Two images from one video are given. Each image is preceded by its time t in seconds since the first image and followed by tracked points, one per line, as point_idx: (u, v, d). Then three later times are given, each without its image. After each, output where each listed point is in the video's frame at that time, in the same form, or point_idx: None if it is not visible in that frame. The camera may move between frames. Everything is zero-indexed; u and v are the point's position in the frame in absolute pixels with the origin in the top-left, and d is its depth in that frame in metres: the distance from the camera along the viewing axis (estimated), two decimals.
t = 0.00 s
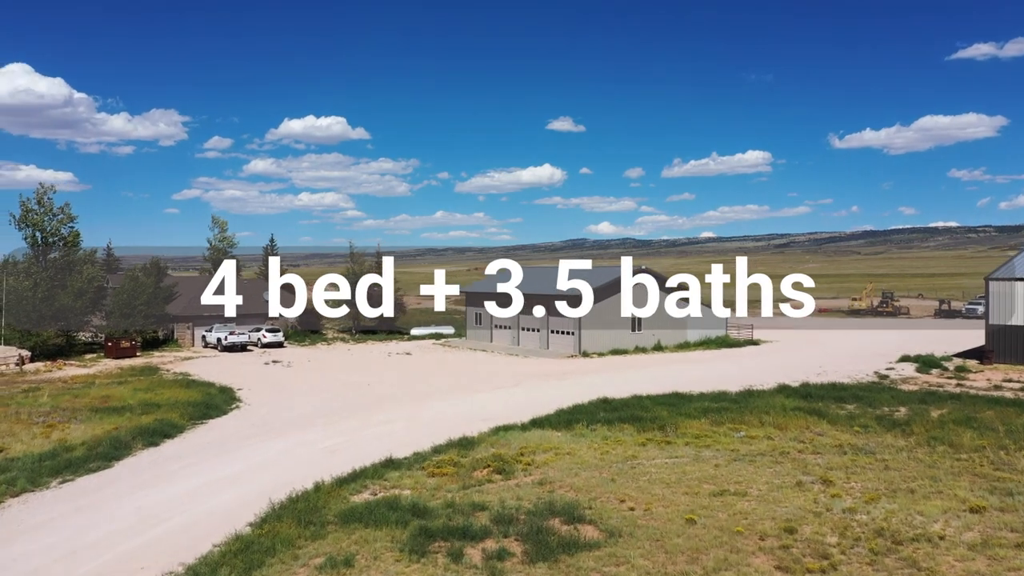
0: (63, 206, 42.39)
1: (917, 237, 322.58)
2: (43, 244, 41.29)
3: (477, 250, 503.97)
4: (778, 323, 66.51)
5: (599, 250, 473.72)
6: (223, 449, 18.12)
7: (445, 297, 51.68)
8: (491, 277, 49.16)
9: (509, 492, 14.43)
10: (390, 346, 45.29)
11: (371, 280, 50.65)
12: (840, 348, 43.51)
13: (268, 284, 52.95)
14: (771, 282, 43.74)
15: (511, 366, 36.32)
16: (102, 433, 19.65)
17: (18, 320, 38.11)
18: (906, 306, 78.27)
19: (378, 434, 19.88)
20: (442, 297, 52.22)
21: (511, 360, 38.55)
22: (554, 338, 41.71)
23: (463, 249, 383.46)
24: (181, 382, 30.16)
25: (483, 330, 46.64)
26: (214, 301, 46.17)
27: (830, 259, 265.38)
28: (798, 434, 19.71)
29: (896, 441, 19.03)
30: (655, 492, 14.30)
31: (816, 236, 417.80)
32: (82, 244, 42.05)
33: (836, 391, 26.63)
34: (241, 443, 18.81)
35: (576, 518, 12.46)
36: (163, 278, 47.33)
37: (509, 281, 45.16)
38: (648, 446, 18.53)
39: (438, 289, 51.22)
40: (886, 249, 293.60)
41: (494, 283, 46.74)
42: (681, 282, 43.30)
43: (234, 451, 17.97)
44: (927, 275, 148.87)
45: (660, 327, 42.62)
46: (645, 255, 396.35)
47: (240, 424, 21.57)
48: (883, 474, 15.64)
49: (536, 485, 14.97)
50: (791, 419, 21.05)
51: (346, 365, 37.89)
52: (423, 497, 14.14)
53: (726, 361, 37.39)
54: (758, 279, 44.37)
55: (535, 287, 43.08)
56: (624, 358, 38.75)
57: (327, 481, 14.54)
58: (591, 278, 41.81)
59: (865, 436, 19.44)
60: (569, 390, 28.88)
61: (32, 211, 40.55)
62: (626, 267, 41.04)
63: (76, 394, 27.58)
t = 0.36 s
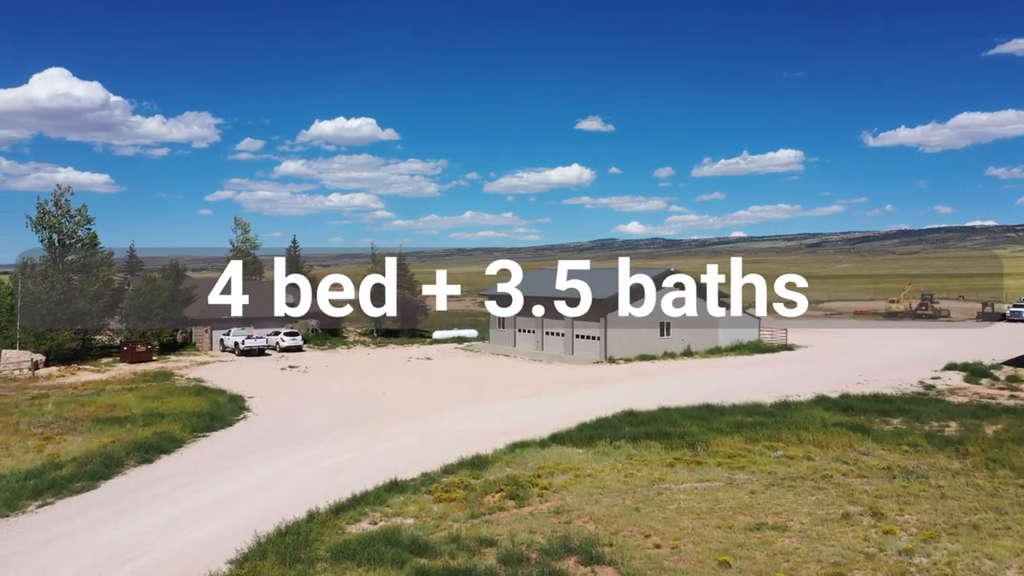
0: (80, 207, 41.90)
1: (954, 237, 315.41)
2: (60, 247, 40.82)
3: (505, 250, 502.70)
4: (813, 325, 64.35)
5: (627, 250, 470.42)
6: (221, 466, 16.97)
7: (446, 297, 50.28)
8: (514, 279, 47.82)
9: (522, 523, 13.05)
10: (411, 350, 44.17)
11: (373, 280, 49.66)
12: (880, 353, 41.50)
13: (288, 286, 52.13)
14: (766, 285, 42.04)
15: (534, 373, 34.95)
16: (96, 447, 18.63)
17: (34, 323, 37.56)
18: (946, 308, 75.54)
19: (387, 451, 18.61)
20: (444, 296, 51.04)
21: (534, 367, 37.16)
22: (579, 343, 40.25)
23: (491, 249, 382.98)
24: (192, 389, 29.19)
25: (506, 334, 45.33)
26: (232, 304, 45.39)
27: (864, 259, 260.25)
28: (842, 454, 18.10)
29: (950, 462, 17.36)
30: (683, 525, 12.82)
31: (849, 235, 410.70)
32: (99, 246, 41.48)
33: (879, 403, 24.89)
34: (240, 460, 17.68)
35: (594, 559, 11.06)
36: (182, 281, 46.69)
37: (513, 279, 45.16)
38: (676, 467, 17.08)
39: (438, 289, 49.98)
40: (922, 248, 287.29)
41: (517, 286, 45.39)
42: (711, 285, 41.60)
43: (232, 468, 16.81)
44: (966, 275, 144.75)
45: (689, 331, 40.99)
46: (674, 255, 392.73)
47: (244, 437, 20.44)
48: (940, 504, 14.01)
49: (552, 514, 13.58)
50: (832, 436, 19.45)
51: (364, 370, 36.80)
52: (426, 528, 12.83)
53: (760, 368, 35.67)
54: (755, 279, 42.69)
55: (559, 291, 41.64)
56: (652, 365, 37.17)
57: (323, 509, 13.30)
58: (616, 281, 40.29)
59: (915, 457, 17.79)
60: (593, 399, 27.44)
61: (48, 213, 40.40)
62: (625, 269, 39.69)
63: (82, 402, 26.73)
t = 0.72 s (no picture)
0: (99, 209, 41.46)
1: (994, 236, 307.70)
2: (77, 249, 40.37)
3: (534, 250, 501.03)
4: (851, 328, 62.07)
5: (657, 249, 466.27)
6: (214, 488, 15.77)
7: (450, 297, 50.70)
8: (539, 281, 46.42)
9: (534, 561, 11.66)
10: (433, 355, 42.99)
11: (380, 280, 49.17)
12: (924, 360, 39.40)
13: (309, 288, 51.26)
14: (754, 290, 39.48)
15: (558, 379, 33.50)
16: (88, 464, 17.58)
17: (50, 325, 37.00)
18: (990, 310, 72.62)
19: (395, 470, 17.34)
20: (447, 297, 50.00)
21: (559, 372, 35.74)
22: (606, 348, 38.72)
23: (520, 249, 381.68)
24: (203, 397, 28.21)
25: (530, 338, 43.95)
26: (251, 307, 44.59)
27: (900, 259, 254.53)
28: (891, 478, 16.47)
29: (1015, 489, 15.65)
30: (717, 566, 11.33)
31: (885, 235, 403.01)
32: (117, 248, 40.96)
33: (928, 417, 23.10)
34: (237, 479, 16.51)
35: None
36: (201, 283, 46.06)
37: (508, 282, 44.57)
38: (708, 492, 15.58)
39: (442, 288, 49.93)
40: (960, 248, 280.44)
41: (542, 289, 44.01)
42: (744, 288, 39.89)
43: (226, 491, 15.59)
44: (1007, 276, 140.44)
45: (721, 336, 39.28)
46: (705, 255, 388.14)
47: (246, 452, 19.30)
48: (1010, 542, 12.36)
49: (568, 550, 12.17)
50: (879, 457, 17.81)
51: (383, 376, 35.65)
52: (427, 566, 11.51)
53: (796, 376, 33.90)
54: (742, 281, 40.20)
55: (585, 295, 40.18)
56: (683, 371, 35.55)
57: (315, 542, 12.05)
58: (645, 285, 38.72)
59: (974, 482, 16.10)
60: (620, 410, 25.95)
61: (65, 214, 39.88)
62: (618, 270, 39.45)
63: (89, 410, 25.88)
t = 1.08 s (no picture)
0: (116, 210, 40.96)
1: None
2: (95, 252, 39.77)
3: (563, 250, 498.87)
4: (891, 330, 59.76)
5: (688, 249, 461.79)
6: (204, 513, 14.57)
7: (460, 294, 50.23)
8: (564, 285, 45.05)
9: None
10: (454, 359, 41.75)
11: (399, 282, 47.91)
12: (971, 367, 37.32)
13: (330, 289, 50.31)
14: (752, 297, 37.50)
15: (583, 387, 32.05)
16: (77, 483, 16.54)
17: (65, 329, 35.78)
18: None
19: (401, 493, 16.08)
20: (458, 295, 49.32)
21: (585, 379, 34.27)
22: (634, 354, 37.17)
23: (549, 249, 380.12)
24: (213, 406, 27.20)
25: (555, 342, 42.52)
26: (270, 309, 43.72)
27: (938, 258, 248.80)
28: (947, 507, 14.83)
29: None
30: None
31: (922, 234, 394.67)
32: (134, 250, 40.39)
33: (983, 434, 21.30)
34: (231, 502, 15.35)
35: None
36: (220, 286, 45.32)
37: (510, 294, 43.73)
38: (743, 523, 14.06)
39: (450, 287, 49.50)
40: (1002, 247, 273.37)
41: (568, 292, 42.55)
42: (778, 293, 38.24)
43: (216, 517, 14.37)
44: None
45: (754, 342, 37.63)
46: (736, 255, 383.45)
47: (246, 468, 18.14)
48: None
49: None
50: (933, 481, 16.15)
51: (402, 382, 34.47)
52: None
53: (836, 385, 32.13)
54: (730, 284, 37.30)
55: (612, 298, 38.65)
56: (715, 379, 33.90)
57: None
58: (675, 288, 37.07)
59: None
60: (647, 423, 24.46)
61: (81, 215, 39.32)
62: (602, 272, 40.16)
63: (94, 419, 24.97)
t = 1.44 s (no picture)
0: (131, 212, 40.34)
1: None
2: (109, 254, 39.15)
3: (591, 250, 495.95)
4: (931, 334, 57.43)
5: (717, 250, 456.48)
6: (188, 544, 13.37)
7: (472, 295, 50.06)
8: (589, 288, 43.57)
9: None
10: (475, 365, 40.45)
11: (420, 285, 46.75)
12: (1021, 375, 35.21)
13: (350, 291, 49.30)
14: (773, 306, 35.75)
15: (608, 395, 30.56)
16: (60, 504, 15.45)
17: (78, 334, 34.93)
18: None
19: (405, 519, 14.78)
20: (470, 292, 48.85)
21: (609, 387, 32.79)
22: (661, 361, 35.58)
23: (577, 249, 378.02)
24: (220, 416, 26.18)
25: (579, 347, 41.04)
26: (288, 313, 42.75)
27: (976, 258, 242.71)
28: (1013, 543, 13.15)
29: None
30: None
31: (959, 233, 386.10)
32: (148, 252, 39.73)
33: None
34: (220, 529, 14.16)
35: None
36: (237, 289, 44.53)
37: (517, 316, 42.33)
38: (781, 561, 12.53)
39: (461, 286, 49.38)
40: None
41: (593, 296, 41.02)
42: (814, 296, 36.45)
43: (199, 549, 13.14)
44: None
45: (789, 349, 35.91)
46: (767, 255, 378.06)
47: (243, 488, 16.97)
48: None
49: None
50: (995, 512, 14.47)
51: (420, 389, 33.23)
52: None
53: (876, 395, 30.31)
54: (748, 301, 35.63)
55: (639, 302, 37.06)
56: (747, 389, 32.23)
57: None
58: (706, 292, 35.38)
59: None
60: (674, 437, 22.92)
61: (96, 217, 38.73)
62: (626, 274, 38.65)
63: (96, 430, 24.02)
